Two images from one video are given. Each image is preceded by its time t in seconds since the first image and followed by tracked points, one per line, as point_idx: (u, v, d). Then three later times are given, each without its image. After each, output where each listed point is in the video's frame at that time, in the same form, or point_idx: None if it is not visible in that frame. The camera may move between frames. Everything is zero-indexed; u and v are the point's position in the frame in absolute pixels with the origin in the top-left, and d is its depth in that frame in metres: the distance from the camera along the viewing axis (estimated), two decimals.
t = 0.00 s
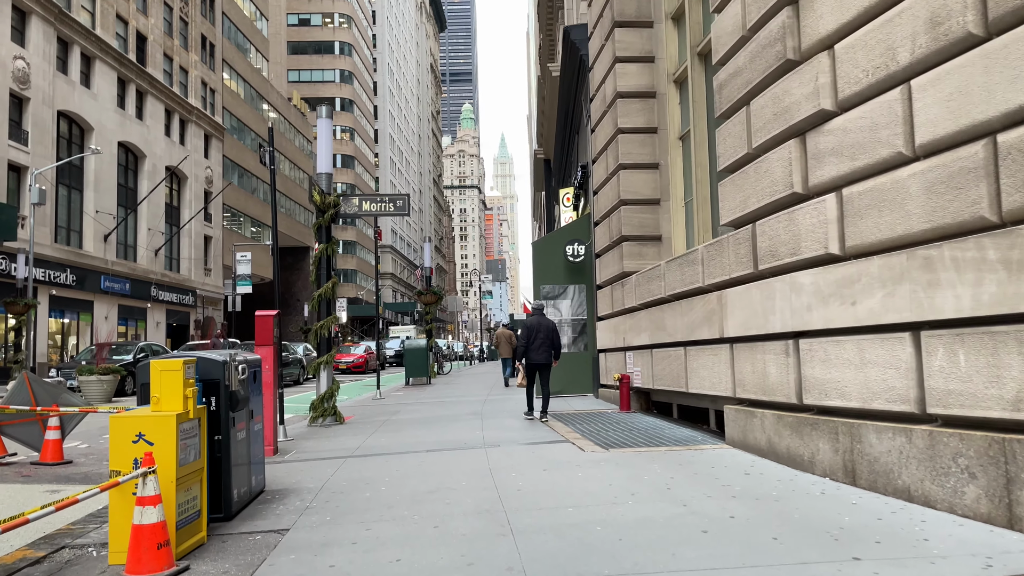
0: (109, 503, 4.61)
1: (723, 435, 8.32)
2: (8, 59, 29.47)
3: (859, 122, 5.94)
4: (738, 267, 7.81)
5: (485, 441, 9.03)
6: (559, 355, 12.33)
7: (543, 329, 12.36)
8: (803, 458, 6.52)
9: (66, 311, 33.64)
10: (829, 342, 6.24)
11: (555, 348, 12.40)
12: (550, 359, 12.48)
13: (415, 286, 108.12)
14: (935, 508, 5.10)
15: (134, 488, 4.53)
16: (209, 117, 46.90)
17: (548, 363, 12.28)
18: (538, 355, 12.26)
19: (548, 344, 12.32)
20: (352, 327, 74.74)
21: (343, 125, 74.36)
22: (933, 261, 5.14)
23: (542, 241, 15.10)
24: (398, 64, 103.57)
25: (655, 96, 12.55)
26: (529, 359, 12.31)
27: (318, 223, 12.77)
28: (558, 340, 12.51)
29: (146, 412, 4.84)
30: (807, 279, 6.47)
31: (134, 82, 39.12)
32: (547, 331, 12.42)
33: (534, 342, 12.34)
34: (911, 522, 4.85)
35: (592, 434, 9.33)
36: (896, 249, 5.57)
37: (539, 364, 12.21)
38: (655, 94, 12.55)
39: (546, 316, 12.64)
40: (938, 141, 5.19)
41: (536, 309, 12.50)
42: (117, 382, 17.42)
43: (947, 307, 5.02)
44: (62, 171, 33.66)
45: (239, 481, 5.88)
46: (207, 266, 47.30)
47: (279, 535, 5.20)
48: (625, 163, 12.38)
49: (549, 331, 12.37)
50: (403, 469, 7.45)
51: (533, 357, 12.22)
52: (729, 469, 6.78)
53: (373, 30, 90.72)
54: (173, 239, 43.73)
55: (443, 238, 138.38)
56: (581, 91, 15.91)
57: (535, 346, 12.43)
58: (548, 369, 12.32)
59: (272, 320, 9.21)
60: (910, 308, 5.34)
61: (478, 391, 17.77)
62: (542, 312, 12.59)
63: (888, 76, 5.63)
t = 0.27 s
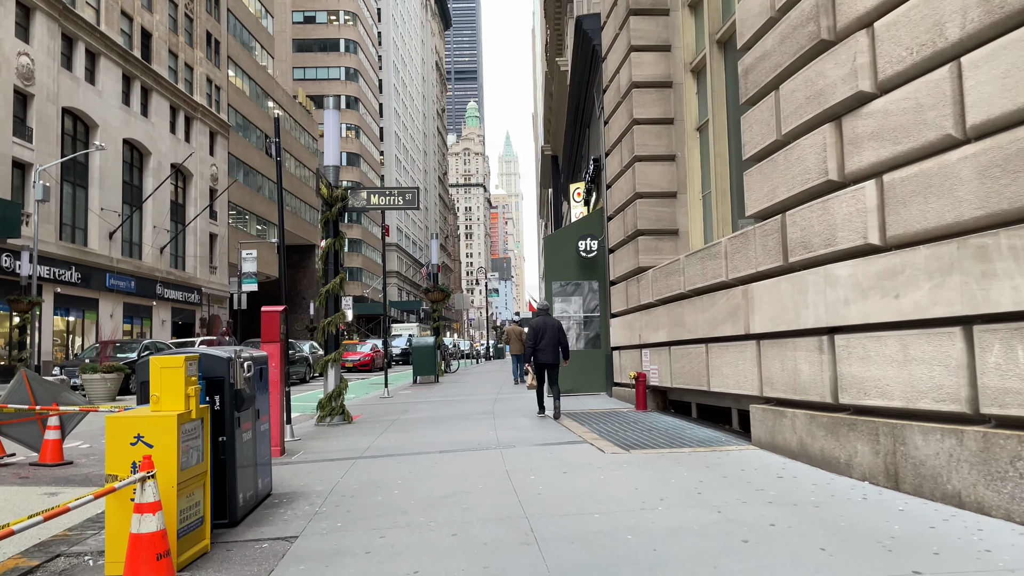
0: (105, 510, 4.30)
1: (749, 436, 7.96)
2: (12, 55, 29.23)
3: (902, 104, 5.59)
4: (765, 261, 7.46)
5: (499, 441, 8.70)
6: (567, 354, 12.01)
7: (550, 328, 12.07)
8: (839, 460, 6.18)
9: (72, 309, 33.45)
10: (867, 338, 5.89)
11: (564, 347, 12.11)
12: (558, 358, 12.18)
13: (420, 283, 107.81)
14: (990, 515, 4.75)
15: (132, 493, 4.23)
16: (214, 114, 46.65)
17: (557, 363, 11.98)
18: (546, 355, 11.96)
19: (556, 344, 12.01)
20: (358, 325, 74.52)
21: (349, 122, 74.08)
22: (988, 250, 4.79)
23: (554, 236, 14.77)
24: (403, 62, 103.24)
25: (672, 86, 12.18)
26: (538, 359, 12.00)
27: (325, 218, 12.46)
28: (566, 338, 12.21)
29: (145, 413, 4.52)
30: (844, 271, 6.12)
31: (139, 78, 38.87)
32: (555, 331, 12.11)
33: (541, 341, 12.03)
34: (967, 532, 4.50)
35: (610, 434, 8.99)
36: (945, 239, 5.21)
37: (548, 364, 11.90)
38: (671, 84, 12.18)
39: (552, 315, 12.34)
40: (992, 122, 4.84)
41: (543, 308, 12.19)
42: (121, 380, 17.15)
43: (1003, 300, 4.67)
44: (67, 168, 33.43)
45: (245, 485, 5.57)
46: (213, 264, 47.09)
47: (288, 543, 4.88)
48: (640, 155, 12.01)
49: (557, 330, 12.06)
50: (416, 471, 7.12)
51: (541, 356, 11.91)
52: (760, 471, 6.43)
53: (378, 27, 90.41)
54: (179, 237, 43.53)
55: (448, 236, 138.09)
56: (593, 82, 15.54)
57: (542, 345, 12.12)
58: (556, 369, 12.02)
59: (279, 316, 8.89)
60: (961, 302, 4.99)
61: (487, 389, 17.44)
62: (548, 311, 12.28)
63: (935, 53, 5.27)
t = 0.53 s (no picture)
0: (98, 528, 3.98)
1: (776, 443, 7.60)
2: (16, 53, 29.00)
3: (949, 91, 5.23)
4: (794, 258, 7.10)
5: (513, 447, 8.36)
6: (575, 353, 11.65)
7: (556, 326, 11.73)
8: (879, 470, 5.81)
9: (76, 308, 33.24)
10: (910, 340, 5.53)
11: (571, 345, 11.75)
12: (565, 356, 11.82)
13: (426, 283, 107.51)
14: None
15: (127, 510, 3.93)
16: (219, 113, 46.42)
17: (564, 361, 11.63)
18: (553, 353, 11.61)
19: (563, 342, 11.66)
20: (364, 325, 74.27)
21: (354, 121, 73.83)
22: None
23: (565, 234, 14.42)
24: (408, 61, 102.99)
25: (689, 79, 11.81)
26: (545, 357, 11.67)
27: (332, 215, 12.17)
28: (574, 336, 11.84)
29: (140, 422, 4.20)
30: (884, 269, 5.76)
31: (144, 77, 38.64)
32: (562, 328, 11.76)
33: (547, 340, 11.69)
34: None
35: (629, 439, 8.65)
36: (998, 235, 4.85)
37: (554, 363, 11.56)
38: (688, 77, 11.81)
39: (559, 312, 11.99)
40: None
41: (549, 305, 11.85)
42: (124, 381, 16.87)
43: None
44: (72, 167, 33.23)
45: (249, 497, 5.23)
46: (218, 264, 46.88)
47: (295, 562, 4.55)
48: (656, 150, 11.65)
49: (564, 327, 11.71)
50: (429, 479, 6.79)
51: (548, 355, 11.57)
52: (793, 481, 6.08)
53: (383, 26, 90.17)
54: (183, 236, 43.33)
55: (454, 236, 137.86)
56: (605, 76, 15.18)
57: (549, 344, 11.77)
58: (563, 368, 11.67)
59: (285, 316, 8.57)
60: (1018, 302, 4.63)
61: (496, 391, 17.11)
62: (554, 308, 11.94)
63: (986, 36, 4.91)
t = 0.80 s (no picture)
0: (80, 541, 3.65)
1: (803, 445, 7.23)
2: (18, 49, 28.73)
3: (998, 67, 4.85)
4: (822, 250, 6.74)
5: (525, 448, 8.01)
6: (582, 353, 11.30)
7: (564, 325, 11.37)
8: (919, 474, 5.45)
9: (80, 307, 32.98)
10: (954, 335, 5.15)
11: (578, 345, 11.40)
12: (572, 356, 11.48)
13: (430, 281, 107.19)
14: None
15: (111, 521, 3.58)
16: (223, 110, 46.16)
17: (570, 362, 11.30)
18: (560, 353, 11.27)
19: (569, 342, 11.32)
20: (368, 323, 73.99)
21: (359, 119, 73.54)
22: None
23: (575, 229, 14.07)
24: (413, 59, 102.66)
25: (704, 68, 11.44)
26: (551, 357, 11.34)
27: (336, 209, 11.83)
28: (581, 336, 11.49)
29: (127, 424, 3.86)
30: (925, 260, 5.39)
31: (147, 74, 38.37)
32: (569, 328, 11.41)
33: (554, 339, 11.34)
34: None
35: (646, 440, 8.29)
36: None
37: (560, 364, 11.23)
38: (703, 66, 11.44)
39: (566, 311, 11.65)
40: None
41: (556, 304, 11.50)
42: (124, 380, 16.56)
43: None
44: (75, 164, 32.97)
45: (248, 504, 4.89)
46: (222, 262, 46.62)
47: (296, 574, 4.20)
48: (671, 141, 11.28)
49: (571, 327, 11.36)
50: (438, 483, 6.43)
51: (554, 355, 11.23)
52: (826, 486, 5.71)
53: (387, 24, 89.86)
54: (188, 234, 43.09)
55: (459, 234, 137.52)
56: (616, 66, 14.82)
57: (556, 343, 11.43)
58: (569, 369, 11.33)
59: (287, 312, 8.23)
60: None
61: (504, 390, 16.76)
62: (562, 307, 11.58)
63: None
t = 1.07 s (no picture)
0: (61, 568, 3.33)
1: (831, 454, 6.88)
2: (20, 47, 28.47)
3: None
4: (852, 248, 6.39)
5: (538, 456, 7.68)
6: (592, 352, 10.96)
7: (574, 324, 11.02)
8: (962, 486, 5.10)
9: (83, 307, 32.74)
10: (1002, 339, 4.81)
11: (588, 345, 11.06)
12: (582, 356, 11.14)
13: (435, 281, 106.90)
14: None
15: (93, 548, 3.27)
16: (227, 109, 45.91)
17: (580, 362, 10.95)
18: (569, 353, 10.93)
19: (579, 341, 10.98)
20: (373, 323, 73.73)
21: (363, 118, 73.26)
22: None
23: (585, 227, 13.75)
24: (416, 58, 102.38)
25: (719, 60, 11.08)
26: (560, 356, 11.00)
27: (340, 206, 11.51)
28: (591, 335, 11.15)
29: (113, 439, 3.53)
30: (969, 259, 5.03)
31: (150, 72, 38.12)
32: (579, 327, 11.06)
33: (563, 338, 11.00)
34: None
35: (663, 446, 7.95)
36: None
37: (570, 363, 10.89)
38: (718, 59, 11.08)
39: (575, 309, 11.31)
40: None
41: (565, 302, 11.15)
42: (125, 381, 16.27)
43: None
44: (78, 163, 32.73)
45: (246, 520, 4.56)
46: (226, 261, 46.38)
47: None
48: (685, 136, 10.92)
49: (581, 326, 11.02)
50: (449, 494, 6.11)
51: (563, 354, 10.89)
52: (862, 499, 5.37)
53: (391, 24, 89.59)
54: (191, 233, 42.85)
55: (463, 233, 137.28)
56: (627, 61, 14.46)
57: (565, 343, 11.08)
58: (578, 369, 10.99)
59: (289, 313, 7.91)
60: None
61: (512, 391, 16.43)
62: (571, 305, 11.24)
63: None
